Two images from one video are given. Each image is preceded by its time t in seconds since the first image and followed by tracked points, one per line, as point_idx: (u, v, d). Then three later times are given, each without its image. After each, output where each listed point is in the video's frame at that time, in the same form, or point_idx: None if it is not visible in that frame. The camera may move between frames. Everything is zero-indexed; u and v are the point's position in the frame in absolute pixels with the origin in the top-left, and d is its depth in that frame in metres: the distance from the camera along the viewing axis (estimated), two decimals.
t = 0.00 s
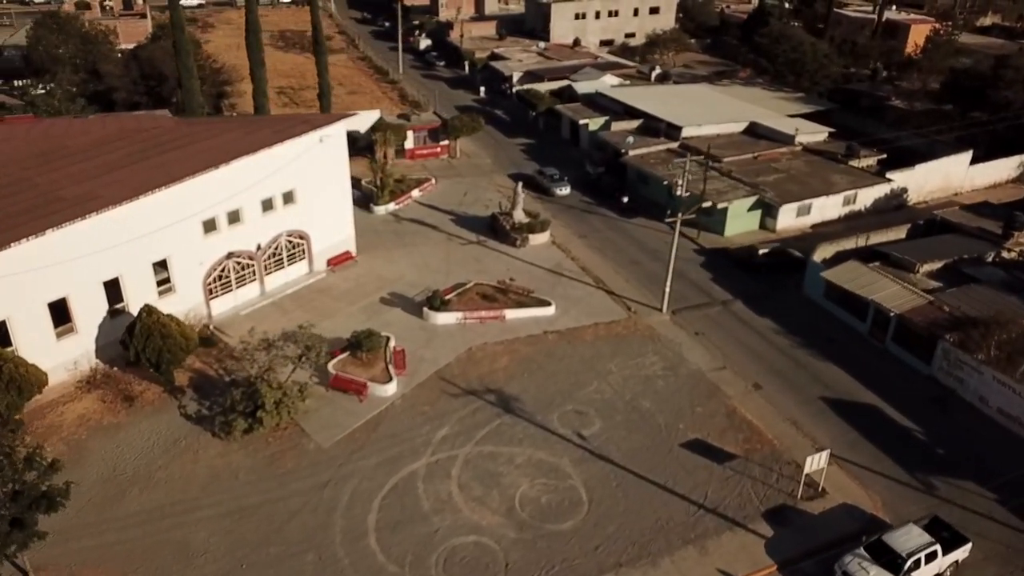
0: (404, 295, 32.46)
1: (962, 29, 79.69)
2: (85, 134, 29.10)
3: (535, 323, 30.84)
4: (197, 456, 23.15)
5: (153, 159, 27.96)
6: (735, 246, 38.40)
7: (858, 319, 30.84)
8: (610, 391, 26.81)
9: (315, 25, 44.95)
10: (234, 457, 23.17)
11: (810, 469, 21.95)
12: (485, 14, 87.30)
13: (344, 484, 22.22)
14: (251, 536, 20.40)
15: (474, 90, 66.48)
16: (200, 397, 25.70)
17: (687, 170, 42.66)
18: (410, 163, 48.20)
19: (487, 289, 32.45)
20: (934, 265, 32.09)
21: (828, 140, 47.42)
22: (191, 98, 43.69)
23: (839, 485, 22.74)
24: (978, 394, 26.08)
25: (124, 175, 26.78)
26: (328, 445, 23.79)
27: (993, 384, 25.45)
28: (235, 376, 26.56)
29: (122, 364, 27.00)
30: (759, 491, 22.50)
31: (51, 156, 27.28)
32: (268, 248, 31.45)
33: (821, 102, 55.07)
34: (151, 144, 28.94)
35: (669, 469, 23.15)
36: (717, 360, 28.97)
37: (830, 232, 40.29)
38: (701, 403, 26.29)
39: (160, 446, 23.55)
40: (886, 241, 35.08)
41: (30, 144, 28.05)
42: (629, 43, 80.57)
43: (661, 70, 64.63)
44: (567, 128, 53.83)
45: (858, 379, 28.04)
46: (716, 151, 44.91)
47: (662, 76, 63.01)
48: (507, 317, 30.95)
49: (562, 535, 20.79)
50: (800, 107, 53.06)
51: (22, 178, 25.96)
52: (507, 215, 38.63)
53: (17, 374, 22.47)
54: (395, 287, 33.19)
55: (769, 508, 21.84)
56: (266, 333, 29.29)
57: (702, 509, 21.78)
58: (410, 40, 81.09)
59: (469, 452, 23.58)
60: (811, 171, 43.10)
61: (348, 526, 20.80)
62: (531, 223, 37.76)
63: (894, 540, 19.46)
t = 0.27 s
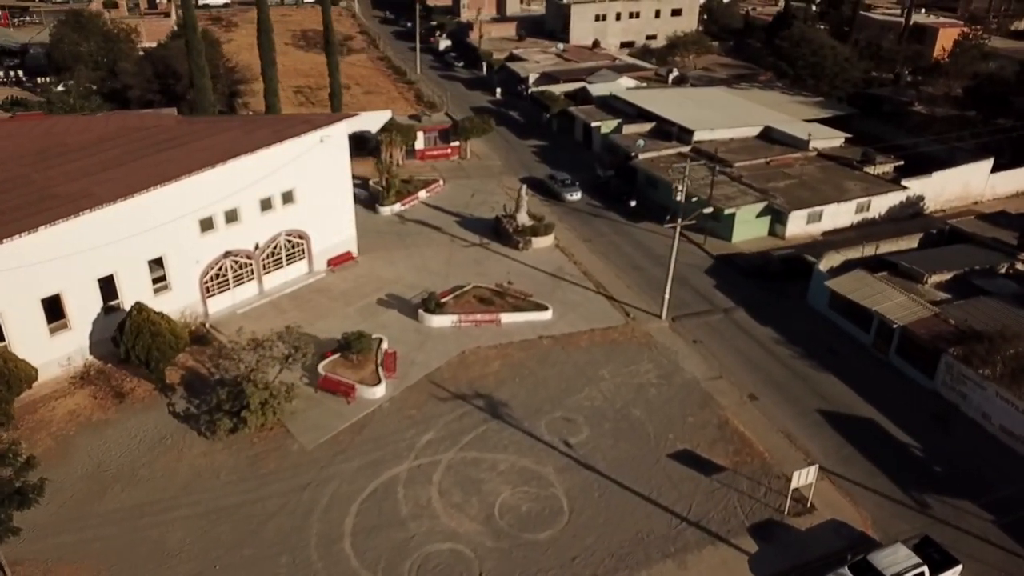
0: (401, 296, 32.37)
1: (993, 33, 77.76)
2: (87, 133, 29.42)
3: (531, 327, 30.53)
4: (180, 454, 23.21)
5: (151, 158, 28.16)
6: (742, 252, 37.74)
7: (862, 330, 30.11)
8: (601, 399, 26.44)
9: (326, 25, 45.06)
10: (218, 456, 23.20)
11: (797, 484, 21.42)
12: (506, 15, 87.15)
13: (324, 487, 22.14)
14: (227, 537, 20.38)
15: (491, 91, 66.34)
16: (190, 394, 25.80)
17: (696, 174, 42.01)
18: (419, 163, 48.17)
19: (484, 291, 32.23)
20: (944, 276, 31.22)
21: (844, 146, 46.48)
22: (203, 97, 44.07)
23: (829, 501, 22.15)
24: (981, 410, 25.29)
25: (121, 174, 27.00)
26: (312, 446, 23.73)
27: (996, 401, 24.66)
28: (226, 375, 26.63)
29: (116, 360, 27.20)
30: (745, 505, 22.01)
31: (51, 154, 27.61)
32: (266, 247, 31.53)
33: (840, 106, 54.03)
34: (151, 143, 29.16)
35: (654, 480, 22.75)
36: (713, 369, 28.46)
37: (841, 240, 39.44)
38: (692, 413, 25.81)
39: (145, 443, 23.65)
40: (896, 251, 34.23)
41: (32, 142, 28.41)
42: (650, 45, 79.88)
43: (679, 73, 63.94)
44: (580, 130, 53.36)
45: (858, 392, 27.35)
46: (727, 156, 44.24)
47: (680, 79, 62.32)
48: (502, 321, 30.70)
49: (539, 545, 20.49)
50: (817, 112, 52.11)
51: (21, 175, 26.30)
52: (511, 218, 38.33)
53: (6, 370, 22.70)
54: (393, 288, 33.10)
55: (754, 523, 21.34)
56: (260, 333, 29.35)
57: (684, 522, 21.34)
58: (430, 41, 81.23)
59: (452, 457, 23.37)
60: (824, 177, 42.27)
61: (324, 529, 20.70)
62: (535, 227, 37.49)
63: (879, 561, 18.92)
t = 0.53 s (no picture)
0: (398, 298, 32.27)
1: None
2: (90, 131, 29.71)
3: (527, 332, 30.25)
4: (166, 453, 23.30)
5: (150, 156, 28.35)
6: (749, 259, 37.11)
7: (866, 342, 29.39)
8: (592, 406, 26.07)
9: (338, 24, 45.17)
10: (202, 455, 23.25)
11: (783, 499, 20.92)
12: (527, 16, 86.91)
13: (305, 489, 22.06)
14: (204, 537, 20.39)
15: (507, 93, 66.12)
16: (180, 392, 25.91)
17: (706, 178, 41.38)
18: (429, 164, 48.11)
19: (483, 294, 32.02)
20: (953, 288, 30.35)
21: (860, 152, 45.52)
22: (215, 96, 44.45)
23: (818, 518, 21.57)
24: (983, 428, 24.53)
25: (120, 171, 27.22)
26: (297, 448, 23.68)
27: (998, 419, 23.89)
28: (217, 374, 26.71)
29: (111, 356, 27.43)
30: (731, 519, 21.52)
31: (52, 151, 27.92)
32: (265, 247, 31.62)
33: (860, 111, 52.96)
34: (151, 141, 29.37)
35: (639, 491, 22.35)
36: (710, 378, 27.94)
37: (853, 248, 38.58)
38: (684, 423, 25.35)
39: (132, 440, 23.78)
40: (906, 261, 33.38)
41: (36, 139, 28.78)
42: (671, 47, 79.10)
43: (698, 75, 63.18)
44: (594, 133, 52.92)
45: (858, 405, 26.68)
46: (739, 161, 43.55)
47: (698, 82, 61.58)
48: (499, 325, 30.46)
49: (515, 554, 20.21)
50: (836, 117, 51.11)
51: (21, 171, 26.62)
52: (515, 221, 38.07)
53: None
54: (392, 290, 33.02)
55: (738, 538, 20.85)
56: (255, 332, 29.42)
57: (666, 535, 20.92)
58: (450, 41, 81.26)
59: (436, 463, 23.18)
60: (837, 184, 41.41)
61: (301, 532, 20.62)
62: (538, 230, 37.19)
63: None
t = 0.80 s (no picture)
0: (396, 300, 32.17)
1: None
2: (92, 129, 30.02)
3: (521, 337, 29.95)
4: (151, 450, 23.39)
5: (149, 154, 28.54)
6: (755, 266, 36.47)
7: (868, 353, 28.66)
8: (581, 413, 25.71)
9: (349, 25, 45.26)
10: (187, 454, 23.30)
11: (767, 514, 20.42)
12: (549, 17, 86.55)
13: (285, 491, 22.01)
14: (180, 536, 20.40)
15: (524, 94, 65.87)
16: (171, 390, 26.03)
17: (716, 183, 40.75)
18: (439, 166, 48.02)
19: (481, 298, 31.81)
20: (961, 300, 29.47)
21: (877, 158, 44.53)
22: (227, 95, 44.78)
23: (804, 535, 21.01)
24: (984, 445, 23.75)
25: (117, 169, 27.44)
26: (281, 448, 23.64)
27: (999, 436, 23.10)
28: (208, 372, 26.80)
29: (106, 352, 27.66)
30: (714, 533, 21.05)
31: (53, 148, 28.23)
32: (264, 246, 31.70)
33: (879, 117, 51.85)
34: (152, 140, 29.58)
35: (621, 502, 21.96)
36: (704, 388, 27.42)
37: (864, 256, 37.72)
38: (674, 433, 24.90)
39: (119, 437, 23.92)
40: (916, 271, 32.52)
41: (38, 137, 29.14)
42: (693, 50, 78.23)
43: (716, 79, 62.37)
44: (607, 136, 52.43)
45: (855, 419, 26.00)
46: (751, 166, 42.83)
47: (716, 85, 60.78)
48: (494, 329, 30.20)
49: (490, 562, 19.94)
50: (854, 122, 50.07)
51: (21, 168, 26.95)
52: (519, 224, 37.80)
53: None
54: (390, 291, 32.93)
55: (719, 553, 20.37)
56: (250, 331, 29.49)
57: (646, 548, 20.52)
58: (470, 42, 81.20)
59: (418, 467, 23.00)
60: (850, 191, 40.51)
61: (276, 534, 20.54)
62: (541, 233, 36.74)
63: None
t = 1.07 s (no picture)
0: (394, 301, 32.08)
1: None
2: (95, 129, 30.37)
3: (516, 341, 29.73)
4: (137, 448, 23.53)
5: (148, 153, 28.78)
6: (761, 274, 35.84)
7: (869, 365, 27.96)
8: (569, 421, 25.38)
9: (360, 26, 45.35)
10: (172, 452, 23.39)
11: (749, 529, 19.93)
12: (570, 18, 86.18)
13: (266, 491, 21.98)
14: (159, 534, 20.46)
15: (540, 96, 65.57)
16: (162, 387, 26.18)
17: (724, 189, 40.16)
18: (449, 167, 47.93)
19: (479, 300, 31.64)
20: (968, 312, 28.62)
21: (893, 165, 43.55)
22: (238, 94, 45.09)
23: (788, 553, 20.49)
24: (982, 463, 23.03)
25: (116, 167, 27.70)
26: (265, 449, 23.64)
27: (997, 455, 22.38)
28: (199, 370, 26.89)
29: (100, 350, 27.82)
30: (695, 547, 20.61)
31: (54, 147, 28.59)
32: (263, 246, 31.81)
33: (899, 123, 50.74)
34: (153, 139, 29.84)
35: (602, 513, 21.61)
36: (698, 398, 26.94)
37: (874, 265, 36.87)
38: (663, 442, 24.48)
39: (107, 434, 24.10)
40: (924, 281, 31.67)
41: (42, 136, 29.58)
42: (714, 52, 77.36)
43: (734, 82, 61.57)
44: (619, 139, 51.93)
45: (852, 432, 25.34)
46: (762, 171, 42.12)
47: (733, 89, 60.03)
48: (489, 333, 29.99)
49: (465, 571, 19.72)
50: (872, 128, 49.05)
51: (21, 166, 27.30)
52: (522, 226, 37.56)
53: None
54: (389, 292, 32.86)
55: (699, 568, 19.92)
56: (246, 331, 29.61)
57: (624, 561, 20.14)
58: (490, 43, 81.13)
59: (400, 471, 22.85)
60: (863, 198, 39.64)
61: (252, 535, 20.52)
62: (544, 237, 36.54)
63: None
